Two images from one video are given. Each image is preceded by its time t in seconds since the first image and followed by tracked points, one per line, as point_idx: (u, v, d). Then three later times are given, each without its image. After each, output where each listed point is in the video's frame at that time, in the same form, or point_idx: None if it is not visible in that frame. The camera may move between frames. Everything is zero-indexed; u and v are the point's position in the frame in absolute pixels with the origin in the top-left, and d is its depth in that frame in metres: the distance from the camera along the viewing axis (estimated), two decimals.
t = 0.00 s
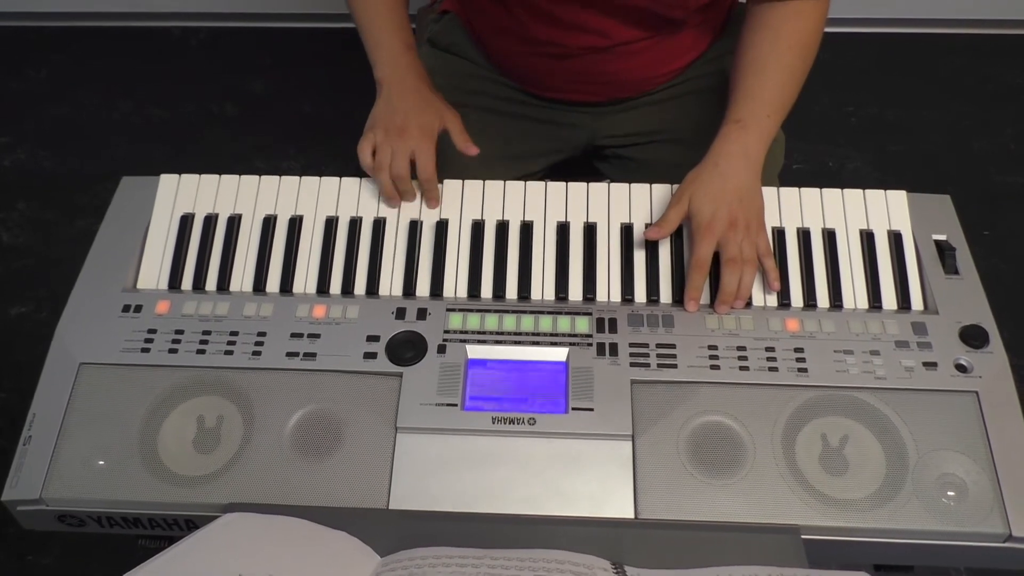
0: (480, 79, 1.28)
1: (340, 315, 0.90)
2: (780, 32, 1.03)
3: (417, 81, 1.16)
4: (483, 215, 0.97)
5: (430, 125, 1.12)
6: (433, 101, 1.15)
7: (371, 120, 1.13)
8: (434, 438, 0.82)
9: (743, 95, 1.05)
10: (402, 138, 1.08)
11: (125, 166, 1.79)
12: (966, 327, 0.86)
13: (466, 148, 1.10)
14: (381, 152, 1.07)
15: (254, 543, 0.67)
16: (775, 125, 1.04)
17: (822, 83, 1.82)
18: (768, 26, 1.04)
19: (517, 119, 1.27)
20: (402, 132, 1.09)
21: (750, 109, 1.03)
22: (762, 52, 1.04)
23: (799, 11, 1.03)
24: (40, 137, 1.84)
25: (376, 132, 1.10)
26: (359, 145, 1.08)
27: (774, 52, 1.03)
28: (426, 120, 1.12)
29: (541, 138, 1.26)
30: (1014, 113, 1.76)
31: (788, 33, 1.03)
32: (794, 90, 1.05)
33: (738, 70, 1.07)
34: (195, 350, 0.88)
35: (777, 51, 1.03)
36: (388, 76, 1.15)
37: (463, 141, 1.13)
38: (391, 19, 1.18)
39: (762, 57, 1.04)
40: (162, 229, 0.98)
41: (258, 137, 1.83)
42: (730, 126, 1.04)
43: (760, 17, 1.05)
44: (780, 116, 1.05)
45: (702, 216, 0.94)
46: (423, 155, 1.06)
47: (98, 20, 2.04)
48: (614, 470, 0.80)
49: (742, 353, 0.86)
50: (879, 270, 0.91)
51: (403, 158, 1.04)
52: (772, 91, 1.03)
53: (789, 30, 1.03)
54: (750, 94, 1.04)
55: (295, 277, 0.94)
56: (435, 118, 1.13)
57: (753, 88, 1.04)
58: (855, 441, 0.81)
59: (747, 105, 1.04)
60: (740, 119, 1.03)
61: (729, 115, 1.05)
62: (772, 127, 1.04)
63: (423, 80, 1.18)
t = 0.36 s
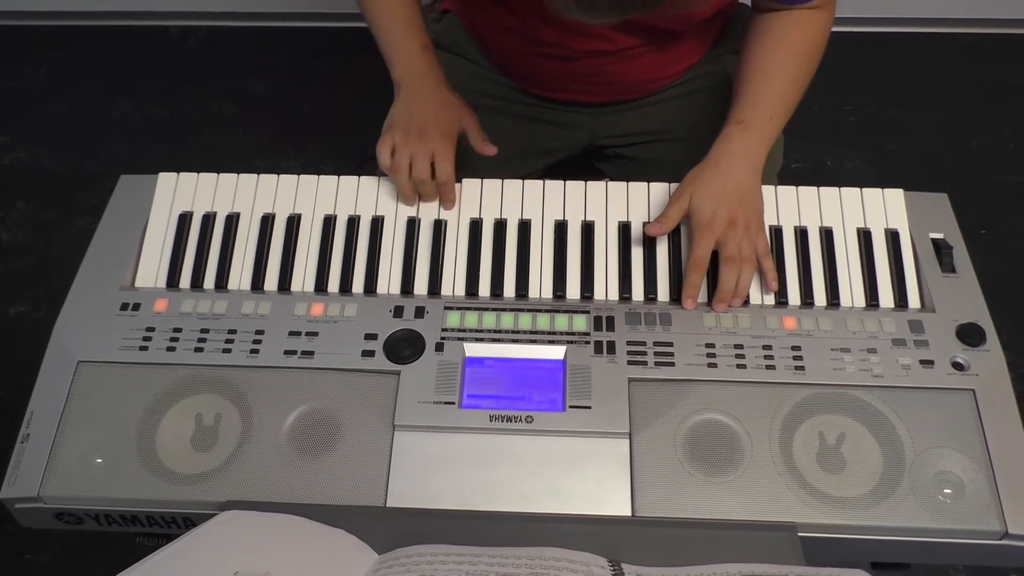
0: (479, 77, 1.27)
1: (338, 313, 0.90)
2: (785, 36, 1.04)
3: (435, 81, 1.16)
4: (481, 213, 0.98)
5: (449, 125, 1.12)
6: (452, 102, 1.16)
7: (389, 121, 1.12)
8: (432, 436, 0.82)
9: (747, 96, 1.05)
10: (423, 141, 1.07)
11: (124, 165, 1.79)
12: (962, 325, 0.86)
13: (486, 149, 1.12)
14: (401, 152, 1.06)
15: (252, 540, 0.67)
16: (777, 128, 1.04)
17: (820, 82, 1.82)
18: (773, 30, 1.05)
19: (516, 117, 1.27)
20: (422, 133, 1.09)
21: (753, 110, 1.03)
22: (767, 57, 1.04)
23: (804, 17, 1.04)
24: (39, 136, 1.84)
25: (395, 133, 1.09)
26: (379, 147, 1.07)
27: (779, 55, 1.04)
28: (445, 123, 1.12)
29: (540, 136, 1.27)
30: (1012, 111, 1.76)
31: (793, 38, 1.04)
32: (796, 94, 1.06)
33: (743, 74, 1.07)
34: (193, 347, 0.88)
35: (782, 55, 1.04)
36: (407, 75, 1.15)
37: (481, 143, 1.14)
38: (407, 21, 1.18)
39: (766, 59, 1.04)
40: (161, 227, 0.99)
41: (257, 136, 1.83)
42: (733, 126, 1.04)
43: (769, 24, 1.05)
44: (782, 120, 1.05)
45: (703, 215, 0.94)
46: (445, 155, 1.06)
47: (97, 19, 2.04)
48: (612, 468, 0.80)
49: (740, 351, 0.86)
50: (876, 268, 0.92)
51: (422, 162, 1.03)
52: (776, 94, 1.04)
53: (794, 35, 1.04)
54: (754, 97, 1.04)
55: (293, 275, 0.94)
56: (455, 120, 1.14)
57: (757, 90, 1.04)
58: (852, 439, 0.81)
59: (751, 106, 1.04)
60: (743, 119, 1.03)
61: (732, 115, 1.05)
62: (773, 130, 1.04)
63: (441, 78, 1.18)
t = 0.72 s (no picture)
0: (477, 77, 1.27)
1: (335, 313, 0.90)
2: (796, 39, 1.03)
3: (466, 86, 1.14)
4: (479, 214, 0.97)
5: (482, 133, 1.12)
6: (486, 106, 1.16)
7: (422, 125, 1.11)
8: (429, 436, 0.82)
9: (754, 97, 1.05)
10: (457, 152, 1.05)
11: (122, 165, 1.79)
12: (960, 325, 0.86)
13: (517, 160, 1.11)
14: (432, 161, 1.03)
15: (248, 541, 0.67)
16: (783, 129, 1.05)
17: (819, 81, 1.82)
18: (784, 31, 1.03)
19: (514, 116, 1.26)
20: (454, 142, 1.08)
21: (760, 111, 1.04)
22: (776, 61, 1.04)
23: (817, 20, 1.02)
24: (37, 136, 1.84)
25: (426, 141, 1.08)
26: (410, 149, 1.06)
27: (788, 58, 1.03)
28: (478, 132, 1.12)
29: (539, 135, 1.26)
30: (1010, 110, 1.76)
31: (804, 40, 1.02)
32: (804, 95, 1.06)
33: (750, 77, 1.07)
34: (190, 348, 0.88)
35: (793, 57, 1.03)
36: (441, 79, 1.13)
37: (514, 151, 1.15)
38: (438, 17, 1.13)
39: (776, 61, 1.04)
40: (158, 228, 0.98)
41: (255, 137, 1.83)
42: (739, 126, 1.04)
43: (778, 28, 1.04)
44: (788, 124, 1.05)
45: (705, 214, 0.94)
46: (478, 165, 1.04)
47: (95, 20, 2.04)
48: (609, 468, 0.80)
49: (737, 351, 0.86)
50: (874, 268, 0.92)
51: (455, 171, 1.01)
52: (783, 96, 1.04)
53: (806, 37, 1.02)
54: (761, 99, 1.04)
55: (290, 276, 0.94)
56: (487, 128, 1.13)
57: (764, 92, 1.04)
58: (849, 439, 0.81)
59: (758, 108, 1.04)
60: (750, 121, 1.04)
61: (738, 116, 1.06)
62: (779, 132, 1.04)
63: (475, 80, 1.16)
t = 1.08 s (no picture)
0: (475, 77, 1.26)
1: (332, 314, 0.90)
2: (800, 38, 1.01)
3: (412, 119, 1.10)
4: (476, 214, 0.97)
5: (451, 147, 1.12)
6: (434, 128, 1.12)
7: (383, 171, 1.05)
8: (426, 437, 0.82)
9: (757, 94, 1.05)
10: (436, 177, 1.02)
11: (119, 165, 1.79)
12: (959, 325, 0.86)
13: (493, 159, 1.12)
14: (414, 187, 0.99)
15: (244, 543, 0.67)
16: (786, 126, 1.06)
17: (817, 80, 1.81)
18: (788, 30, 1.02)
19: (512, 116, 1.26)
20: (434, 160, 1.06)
21: (764, 109, 1.05)
22: (778, 60, 1.03)
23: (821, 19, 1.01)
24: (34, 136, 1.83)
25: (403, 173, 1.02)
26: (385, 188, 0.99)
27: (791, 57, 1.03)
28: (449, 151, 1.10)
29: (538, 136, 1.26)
30: (1009, 108, 1.75)
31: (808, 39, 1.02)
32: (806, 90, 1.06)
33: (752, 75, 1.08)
34: (185, 349, 0.87)
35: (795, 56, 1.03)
36: (392, 106, 1.09)
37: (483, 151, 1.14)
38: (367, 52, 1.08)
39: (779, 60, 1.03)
40: (154, 228, 0.98)
41: (253, 137, 1.83)
42: (743, 125, 1.05)
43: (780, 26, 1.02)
44: (791, 120, 1.06)
45: (707, 214, 0.95)
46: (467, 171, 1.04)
47: (92, 20, 2.03)
48: (606, 469, 0.80)
49: (735, 352, 0.85)
50: (873, 268, 0.91)
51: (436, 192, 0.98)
52: (786, 95, 1.04)
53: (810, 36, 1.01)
54: (764, 97, 1.05)
55: (287, 276, 0.94)
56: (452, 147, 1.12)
57: (768, 90, 1.05)
58: (848, 439, 0.80)
59: (761, 105, 1.05)
60: (754, 120, 1.05)
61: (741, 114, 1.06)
62: (782, 130, 1.05)
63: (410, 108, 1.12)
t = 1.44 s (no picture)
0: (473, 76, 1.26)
1: (329, 315, 0.89)
2: (798, 42, 1.01)
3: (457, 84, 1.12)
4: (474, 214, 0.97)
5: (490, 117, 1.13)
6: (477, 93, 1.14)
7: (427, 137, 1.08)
8: (424, 438, 0.82)
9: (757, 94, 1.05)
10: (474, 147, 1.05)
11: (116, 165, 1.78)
12: (958, 324, 0.85)
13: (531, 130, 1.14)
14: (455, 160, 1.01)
15: (239, 545, 0.66)
16: (786, 127, 1.05)
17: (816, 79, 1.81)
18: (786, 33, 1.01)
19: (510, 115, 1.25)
20: (469, 133, 1.08)
21: (763, 110, 1.04)
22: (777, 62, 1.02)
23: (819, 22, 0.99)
24: (31, 137, 1.83)
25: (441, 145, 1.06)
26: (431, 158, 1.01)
27: (789, 60, 1.02)
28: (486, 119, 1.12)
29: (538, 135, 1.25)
30: (1008, 107, 1.75)
31: (806, 42, 1.01)
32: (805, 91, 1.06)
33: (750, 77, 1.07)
34: (182, 351, 0.87)
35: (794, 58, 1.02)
36: (435, 70, 1.10)
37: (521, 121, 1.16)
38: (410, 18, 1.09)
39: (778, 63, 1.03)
40: (150, 229, 0.98)
41: (250, 136, 1.82)
42: (742, 126, 1.05)
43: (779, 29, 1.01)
44: (791, 121, 1.06)
45: (707, 214, 0.94)
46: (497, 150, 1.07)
47: (89, 19, 2.02)
48: (604, 470, 0.79)
49: (734, 352, 0.85)
50: (872, 268, 0.91)
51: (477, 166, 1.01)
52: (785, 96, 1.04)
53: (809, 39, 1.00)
54: (764, 96, 1.05)
55: (284, 277, 0.93)
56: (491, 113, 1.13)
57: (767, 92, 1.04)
58: (847, 439, 0.80)
59: (761, 105, 1.05)
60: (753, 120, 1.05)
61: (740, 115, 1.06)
62: (782, 130, 1.05)
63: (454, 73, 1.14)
